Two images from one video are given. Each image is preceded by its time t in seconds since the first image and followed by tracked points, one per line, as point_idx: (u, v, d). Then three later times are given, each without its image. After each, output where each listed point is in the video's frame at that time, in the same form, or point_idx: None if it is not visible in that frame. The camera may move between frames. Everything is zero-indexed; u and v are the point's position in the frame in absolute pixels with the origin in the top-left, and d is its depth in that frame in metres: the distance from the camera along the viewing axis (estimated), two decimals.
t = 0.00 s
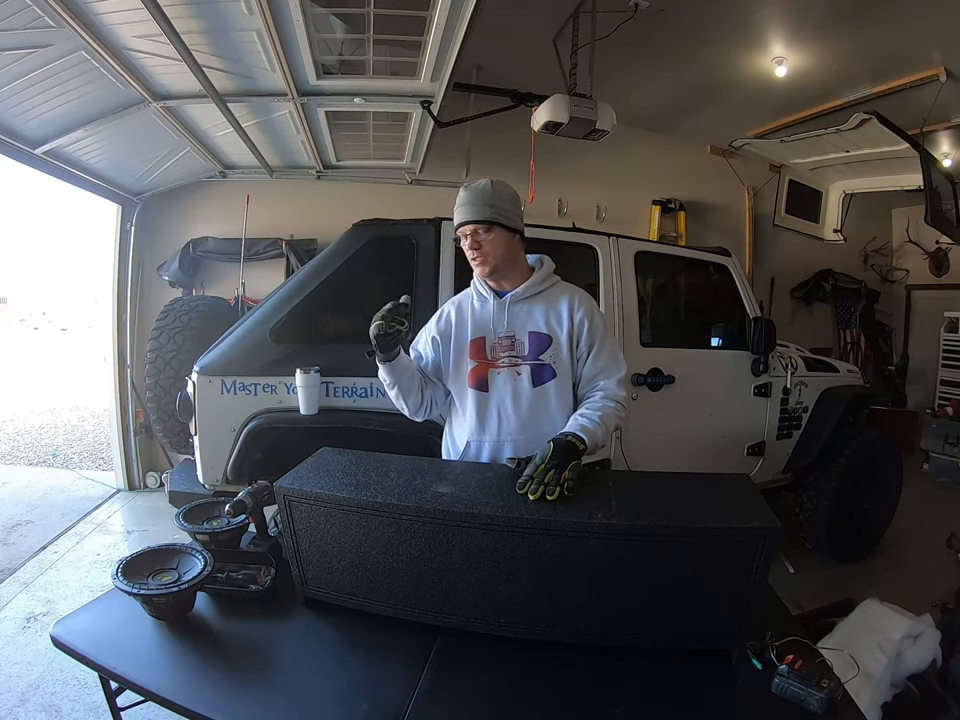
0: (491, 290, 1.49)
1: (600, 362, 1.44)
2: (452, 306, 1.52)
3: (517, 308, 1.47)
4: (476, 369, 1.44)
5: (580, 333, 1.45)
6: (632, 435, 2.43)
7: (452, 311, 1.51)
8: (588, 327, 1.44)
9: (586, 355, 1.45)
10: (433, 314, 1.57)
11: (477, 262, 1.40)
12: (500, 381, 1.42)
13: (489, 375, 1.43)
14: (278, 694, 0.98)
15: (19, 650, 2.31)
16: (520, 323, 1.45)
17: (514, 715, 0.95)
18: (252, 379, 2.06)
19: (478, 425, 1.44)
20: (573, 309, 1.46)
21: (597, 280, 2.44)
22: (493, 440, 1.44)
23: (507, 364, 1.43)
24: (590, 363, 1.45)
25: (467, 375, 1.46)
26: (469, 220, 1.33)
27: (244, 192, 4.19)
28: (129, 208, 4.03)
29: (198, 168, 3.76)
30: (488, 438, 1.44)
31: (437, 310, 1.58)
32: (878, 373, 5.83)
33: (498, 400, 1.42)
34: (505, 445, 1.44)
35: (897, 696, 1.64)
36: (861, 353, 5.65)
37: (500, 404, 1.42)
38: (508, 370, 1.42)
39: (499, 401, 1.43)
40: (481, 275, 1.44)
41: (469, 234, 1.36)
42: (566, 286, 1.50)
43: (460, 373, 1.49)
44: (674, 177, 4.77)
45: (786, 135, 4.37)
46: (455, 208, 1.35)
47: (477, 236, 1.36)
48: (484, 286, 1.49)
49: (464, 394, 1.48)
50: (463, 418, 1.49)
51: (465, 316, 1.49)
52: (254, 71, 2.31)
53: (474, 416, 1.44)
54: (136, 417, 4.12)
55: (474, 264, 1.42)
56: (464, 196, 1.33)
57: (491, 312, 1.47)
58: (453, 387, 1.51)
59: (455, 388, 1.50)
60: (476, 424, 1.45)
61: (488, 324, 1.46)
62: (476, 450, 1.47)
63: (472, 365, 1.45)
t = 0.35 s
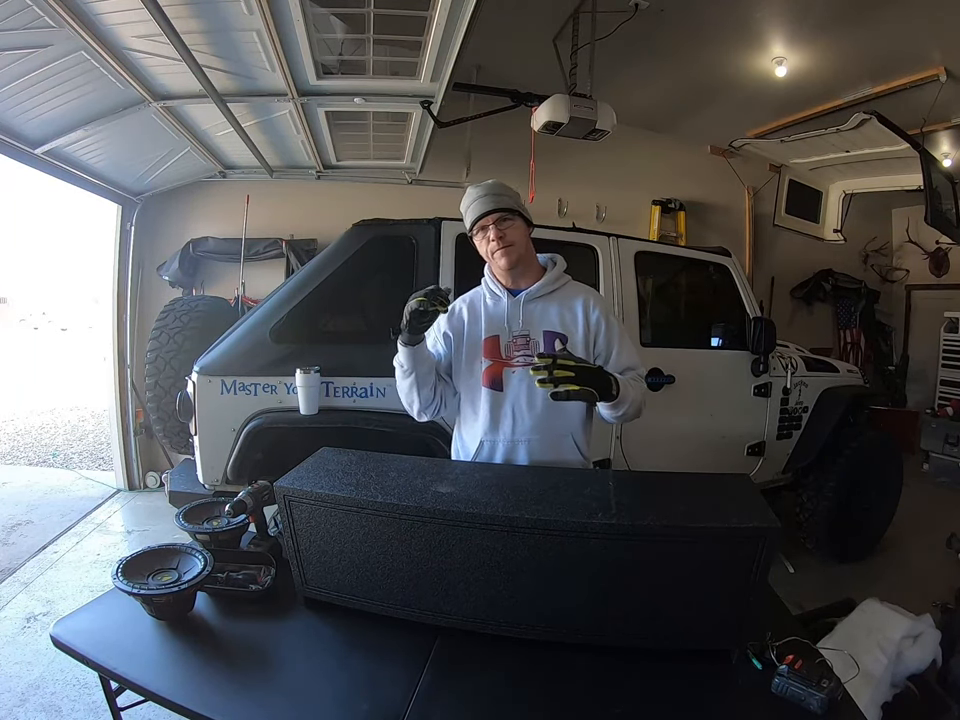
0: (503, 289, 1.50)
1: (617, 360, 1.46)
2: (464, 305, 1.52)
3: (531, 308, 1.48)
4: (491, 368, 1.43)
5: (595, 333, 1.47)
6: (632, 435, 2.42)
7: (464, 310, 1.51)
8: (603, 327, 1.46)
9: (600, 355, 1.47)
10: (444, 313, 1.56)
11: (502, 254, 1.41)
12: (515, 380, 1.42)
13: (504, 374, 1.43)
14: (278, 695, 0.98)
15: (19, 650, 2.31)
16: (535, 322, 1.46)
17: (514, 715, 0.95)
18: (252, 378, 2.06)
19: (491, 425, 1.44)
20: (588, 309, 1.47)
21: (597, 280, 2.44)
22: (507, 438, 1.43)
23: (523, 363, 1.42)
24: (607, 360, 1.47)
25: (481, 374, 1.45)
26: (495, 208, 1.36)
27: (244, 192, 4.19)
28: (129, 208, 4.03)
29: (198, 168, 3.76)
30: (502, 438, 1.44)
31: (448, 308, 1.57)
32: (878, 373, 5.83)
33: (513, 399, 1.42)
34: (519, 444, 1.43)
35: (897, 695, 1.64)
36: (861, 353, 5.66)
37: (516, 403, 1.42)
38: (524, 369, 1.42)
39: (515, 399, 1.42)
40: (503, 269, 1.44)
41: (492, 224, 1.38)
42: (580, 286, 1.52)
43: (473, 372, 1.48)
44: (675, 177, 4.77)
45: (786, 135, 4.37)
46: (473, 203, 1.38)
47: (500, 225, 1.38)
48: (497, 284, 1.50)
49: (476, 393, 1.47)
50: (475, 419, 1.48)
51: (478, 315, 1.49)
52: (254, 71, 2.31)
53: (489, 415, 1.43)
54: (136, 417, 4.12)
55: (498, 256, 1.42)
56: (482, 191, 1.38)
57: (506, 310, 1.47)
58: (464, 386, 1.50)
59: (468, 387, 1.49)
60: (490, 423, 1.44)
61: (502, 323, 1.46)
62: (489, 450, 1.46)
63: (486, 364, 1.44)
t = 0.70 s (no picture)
0: (517, 289, 1.49)
1: (631, 362, 1.44)
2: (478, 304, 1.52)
3: (546, 307, 1.47)
4: (505, 370, 1.43)
5: (610, 334, 1.45)
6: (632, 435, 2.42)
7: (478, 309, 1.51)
8: (618, 329, 1.44)
9: (615, 356, 1.45)
10: (458, 312, 1.57)
11: (516, 251, 1.40)
12: (528, 382, 1.42)
13: (517, 377, 1.42)
14: (278, 695, 0.98)
15: (20, 650, 2.31)
16: (549, 323, 1.45)
17: (514, 714, 0.95)
18: (252, 379, 2.06)
19: (504, 428, 1.44)
20: (603, 310, 1.45)
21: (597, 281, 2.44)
22: (521, 442, 1.44)
23: (537, 365, 1.43)
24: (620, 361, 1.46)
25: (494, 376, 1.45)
26: (508, 205, 1.36)
27: (245, 192, 4.19)
28: (129, 208, 4.03)
29: (198, 168, 3.76)
30: (515, 441, 1.44)
31: (463, 308, 1.57)
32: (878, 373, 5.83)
33: (527, 403, 1.42)
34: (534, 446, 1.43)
35: (897, 696, 1.64)
36: (861, 353, 5.66)
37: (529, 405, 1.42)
38: (538, 371, 1.42)
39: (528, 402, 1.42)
40: (517, 268, 1.43)
41: (505, 222, 1.38)
42: (596, 286, 1.50)
43: (486, 374, 1.48)
44: (675, 177, 4.77)
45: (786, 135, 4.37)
46: (486, 202, 1.39)
47: (514, 222, 1.38)
48: (511, 284, 1.49)
49: (491, 396, 1.48)
50: (489, 421, 1.49)
51: (491, 315, 1.49)
52: (253, 71, 2.31)
53: (503, 418, 1.44)
54: (135, 417, 4.12)
55: (512, 254, 1.41)
56: (495, 189, 1.38)
57: (519, 310, 1.47)
58: (479, 389, 1.50)
59: (481, 388, 1.49)
60: (504, 425, 1.44)
61: (516, 324, 1.46)
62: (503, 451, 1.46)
63: (500, 366, 1.44)
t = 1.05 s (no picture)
0: (531, 290, 1.49)
1: (645, 362, 1.44)
2: (493, 305, 1.52)
3: (560, 309, 1.47)
4: (521, 374, 1.45)
5: (624, 335, 1.44)
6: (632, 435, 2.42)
7: (493, 312, 1.51)
8: (633, 330, 1.43)
9: (629, 357, 1.44)
10: (474, 313, 1.58)
11: (528, 251, 1.39)
12: (544, 386, 1.44)
13: (533, 380, 1.45)
14: (277, 695, 0.98)
15: (19, 650, 2.31)
16: (564, 325, 1.46)
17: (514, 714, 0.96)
18: (252, 378, 2.06)
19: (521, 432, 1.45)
20: (618, 310, 1.44)
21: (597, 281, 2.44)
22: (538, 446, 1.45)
23: (552, 369, 1.44)
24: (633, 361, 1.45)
25: (511, 381, 1.46)
26: (518, 204, 1.36)
27: (244, 192, 4.19)
28: (129, 208, 4.03)
29: (198, 168, 3.76)
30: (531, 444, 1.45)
31: (478, 309, 1.58)
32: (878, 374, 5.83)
33: (543, 406, 1.44)
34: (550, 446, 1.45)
35: (897, 696, 1.64)
36: (861, 354, 5.66)
37: (545, 408, 1.44)
38: (553, 375, 1.43)
39: (544, 405, 1.44)
40: (530, 268, 1.43)
41: (516, 221, 1.38)
42: (611, 285, 1.49)
43: (503, 378, 1.50)
44: (675, 177, 4.77)
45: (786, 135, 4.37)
46: (497, 201, 1.39)
47: (526, 222, 1.38)
48: (527, 286, 1.49)
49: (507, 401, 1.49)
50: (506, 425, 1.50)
51: (506, 317, 1.49)
52: (253, 71, 2.31)
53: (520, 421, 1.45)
54: (135, 417, 4.12)
55: (525, 253, 1.40)
56: (506, 188, 1.38)
57: (534, 312, 1.47)
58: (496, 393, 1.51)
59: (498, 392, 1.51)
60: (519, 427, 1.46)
61: (531, 327, 1.47)
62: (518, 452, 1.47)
63: (516, 370, 1.45)
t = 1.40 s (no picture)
0: (545, 291, 1.49)
1: (656, 364, 1.45)
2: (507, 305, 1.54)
3: (574, 309, 1.47)
4: (532, 373, 1.45)
5: (636, 336, 1.45)
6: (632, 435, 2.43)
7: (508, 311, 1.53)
8: (645, 331, 1.44)
9: (641, 358, 1.45)
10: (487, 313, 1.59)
11: (521, 263, 1.41)
12: (556, 385, 1.43)
13: (545, 379, 1.44)
14: (278, 695, 0.98)
15: (20, 650, 2.31)
16: (577, 325, 1.46)
17: (514, 714, 0.96)
18: (252, 378, 2.06)
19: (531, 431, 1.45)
20: (631, 310, 1.45)
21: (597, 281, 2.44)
22: (548, 445, 1.44)
23: (563, 369, 1.43)
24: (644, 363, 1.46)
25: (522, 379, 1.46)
26: (512, 221, 1.34)
27: (245, 192, 4.19)
28: (129, 208, 4.03)
29: (198, 168, 3.76)
30: (542, 443, 1.44)
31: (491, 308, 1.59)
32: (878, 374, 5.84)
33: (554, 406, 1.43)
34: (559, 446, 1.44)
35: (897, 696, 1.64)
36: (861, 354, 5.66)
37: (556, 408, 1.43)
38: (565, 374, 1.43)
39: (555, 405, 1.43)
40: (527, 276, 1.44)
41: (512, 234, 1.37)
42: (626, 286, 1.49)
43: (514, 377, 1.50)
44: (675, 177, 4.77)
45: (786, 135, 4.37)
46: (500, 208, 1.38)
47: (520, 237, 1.36)
48: (539, 288, 1.50)
49: (518, 398, 1.48)
50: (516, 424, 1.50)
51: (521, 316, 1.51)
52: (253, 71, 2.31)
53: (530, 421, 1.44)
54: (136, 417, 4.13)
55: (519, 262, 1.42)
56: (509, 196, 1.35)
57: (548, 312, 1.48)
58: (507, 391, 1.51)
59: (509, 390, 1.50)
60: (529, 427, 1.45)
61: (545, 327, 1.47)
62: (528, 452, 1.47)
63: (528, 368, 1.45)
